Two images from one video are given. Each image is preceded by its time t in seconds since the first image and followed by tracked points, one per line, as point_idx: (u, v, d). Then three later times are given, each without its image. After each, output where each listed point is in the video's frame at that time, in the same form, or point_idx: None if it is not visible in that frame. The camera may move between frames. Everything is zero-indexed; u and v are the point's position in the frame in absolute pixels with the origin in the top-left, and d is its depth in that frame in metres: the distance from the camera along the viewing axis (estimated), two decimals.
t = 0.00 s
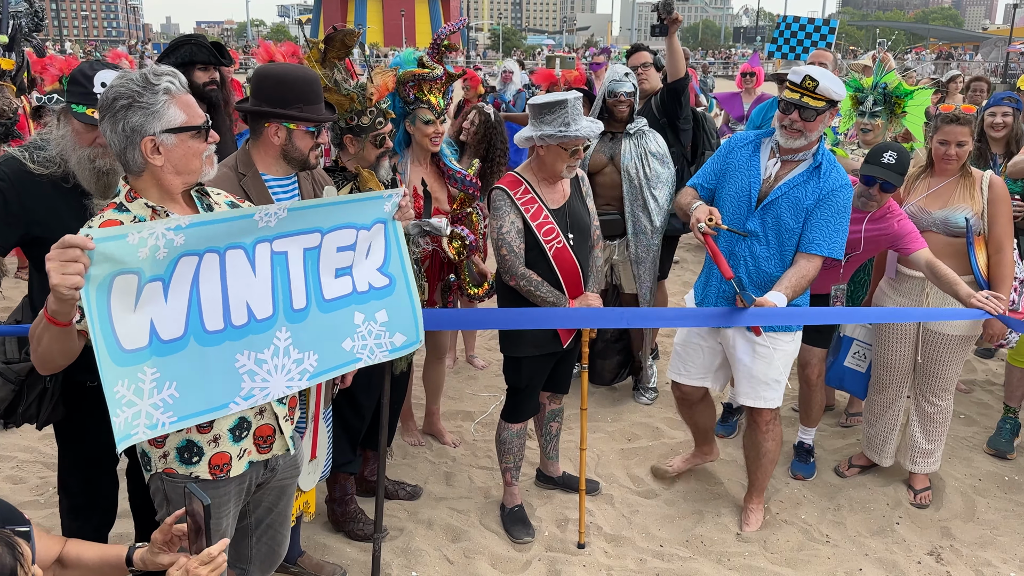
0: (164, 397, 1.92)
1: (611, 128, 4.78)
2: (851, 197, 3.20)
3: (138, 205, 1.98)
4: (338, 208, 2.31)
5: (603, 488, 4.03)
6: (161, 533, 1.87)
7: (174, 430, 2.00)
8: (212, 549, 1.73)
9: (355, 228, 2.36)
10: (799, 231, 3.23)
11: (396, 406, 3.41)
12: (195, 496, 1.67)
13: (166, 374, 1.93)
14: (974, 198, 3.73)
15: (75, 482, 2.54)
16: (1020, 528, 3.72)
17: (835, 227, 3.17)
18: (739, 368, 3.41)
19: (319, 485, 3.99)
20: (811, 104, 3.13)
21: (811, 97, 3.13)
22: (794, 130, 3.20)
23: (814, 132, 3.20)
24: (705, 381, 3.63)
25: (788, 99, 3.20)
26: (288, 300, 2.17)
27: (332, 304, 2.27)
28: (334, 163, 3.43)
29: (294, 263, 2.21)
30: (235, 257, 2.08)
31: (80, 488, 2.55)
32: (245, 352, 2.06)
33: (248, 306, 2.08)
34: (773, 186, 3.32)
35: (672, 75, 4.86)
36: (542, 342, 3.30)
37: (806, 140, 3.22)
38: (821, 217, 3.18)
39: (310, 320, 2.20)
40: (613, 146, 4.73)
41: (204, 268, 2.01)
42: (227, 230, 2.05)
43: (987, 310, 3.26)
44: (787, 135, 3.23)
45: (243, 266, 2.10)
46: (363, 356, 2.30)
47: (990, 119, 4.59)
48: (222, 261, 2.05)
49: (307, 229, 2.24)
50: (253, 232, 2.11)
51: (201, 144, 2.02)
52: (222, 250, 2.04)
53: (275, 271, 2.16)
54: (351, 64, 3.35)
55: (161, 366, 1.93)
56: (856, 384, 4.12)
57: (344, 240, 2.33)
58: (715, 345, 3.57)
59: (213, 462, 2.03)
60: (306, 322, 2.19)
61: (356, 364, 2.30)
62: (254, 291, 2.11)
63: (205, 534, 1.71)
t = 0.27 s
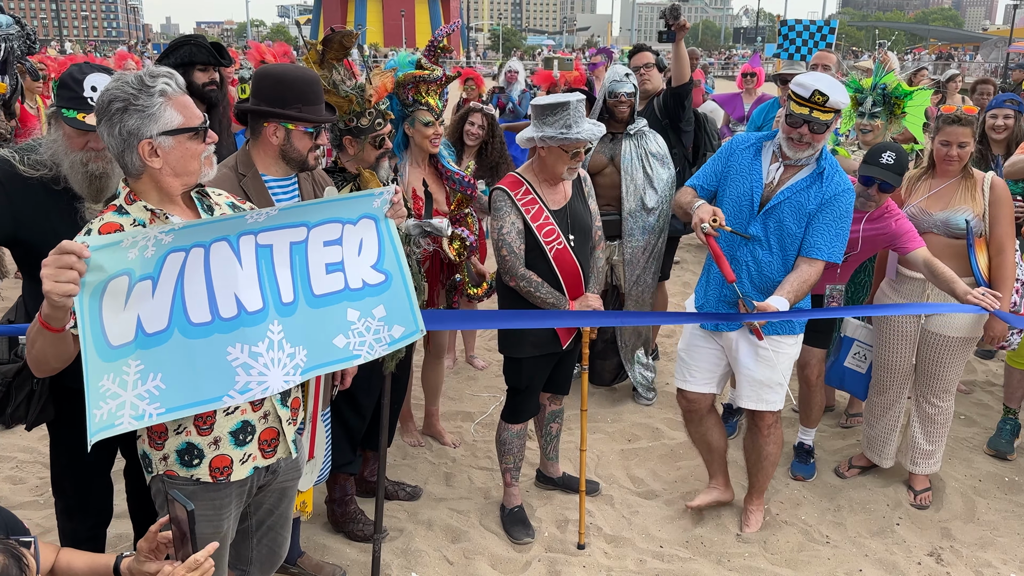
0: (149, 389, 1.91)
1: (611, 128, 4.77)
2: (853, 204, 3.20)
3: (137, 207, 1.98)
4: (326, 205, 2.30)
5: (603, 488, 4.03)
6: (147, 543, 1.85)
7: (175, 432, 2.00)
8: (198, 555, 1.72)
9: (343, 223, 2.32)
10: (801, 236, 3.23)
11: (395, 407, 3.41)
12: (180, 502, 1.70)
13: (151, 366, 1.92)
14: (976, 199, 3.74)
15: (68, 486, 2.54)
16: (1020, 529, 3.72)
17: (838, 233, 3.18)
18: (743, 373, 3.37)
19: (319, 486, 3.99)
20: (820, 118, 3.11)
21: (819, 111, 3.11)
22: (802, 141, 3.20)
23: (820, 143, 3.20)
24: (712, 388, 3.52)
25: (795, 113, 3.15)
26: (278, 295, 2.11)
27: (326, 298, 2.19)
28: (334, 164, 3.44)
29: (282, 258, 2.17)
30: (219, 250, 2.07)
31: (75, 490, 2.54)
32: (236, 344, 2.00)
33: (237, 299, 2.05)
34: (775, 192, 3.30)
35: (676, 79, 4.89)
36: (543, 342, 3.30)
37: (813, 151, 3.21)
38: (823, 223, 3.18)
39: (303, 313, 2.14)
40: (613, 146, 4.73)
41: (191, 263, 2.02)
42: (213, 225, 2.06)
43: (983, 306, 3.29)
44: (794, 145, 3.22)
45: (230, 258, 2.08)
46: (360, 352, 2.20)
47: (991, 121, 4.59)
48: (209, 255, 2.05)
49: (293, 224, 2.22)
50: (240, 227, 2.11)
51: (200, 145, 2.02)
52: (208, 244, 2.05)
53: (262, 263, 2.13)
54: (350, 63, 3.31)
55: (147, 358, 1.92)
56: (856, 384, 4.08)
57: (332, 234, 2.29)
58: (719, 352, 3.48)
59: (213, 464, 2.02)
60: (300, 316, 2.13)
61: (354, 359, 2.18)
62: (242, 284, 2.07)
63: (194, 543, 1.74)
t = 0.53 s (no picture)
0: (144, 394, 1.92)
1: (612, 129, 4.77)
2: (845, 200, 3.21)
3: (139, 207, 1.98)
4: (326, 212, 2.27)
5: (603, 489, 4.02)
6: (135, 549, 1.96)
7: (176, 432, 2.00)
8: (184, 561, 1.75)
9: (342, 231, 2.30)
10: (794, 233, 3.23)
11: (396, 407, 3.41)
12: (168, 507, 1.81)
13: (147, 372, 1.93)
14: (977, 201, 3.73)
15: (67, 487, 2.53)
16: (1021, 530, 3.71)
17: (830, 229, 3.17)
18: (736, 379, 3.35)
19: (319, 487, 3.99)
20: (813, 115, 3.11)
21: (811, 107, 3.10)
22: (795, 140, 3.19)
23: (812, 140, 3.21)
24: (713, 396, 3.50)
25: (787, 110, 3.15)
26: (276, 303, 2.11)
27: (323, 309, 2.20)
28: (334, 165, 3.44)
29: (280, 265, 2.16)
30: (215, 256, 2.05)
31: (74, 491, 2.54)
32: (232, 351, 2.01)
33: (234, 306, 2.04)
34: (768, 190, 3.29)
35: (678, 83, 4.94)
36: (543, 342, 3.30)
37: (804, 148, 3.22)
38: (818, 217, 3.18)
39: (300, 323, 2.14)
40: (614, 147, 4.73)
41: (187, 268, 2.00)
42: (209, 229, 2.04)
43: (987, 303, 3.30)
44: (786, 143, 3.22)
45: (226, 264, 2.07)
46: (352, 363, 2.23)
47: (991, 123, 4.59)
48: (205, 261, 2.03)
49: (291, 231, 2.20)
50: (236, 233, 2.09)
51: (202, 147, 2.01)
52: (204, 249, 2.03)
53: (260, 271, 2.12)
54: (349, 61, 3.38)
55: (142, 364, 1.92)
56: (857, 385, 4.03)
57: (331, 242, 2.28)
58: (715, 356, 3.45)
59: (213, 464, 2.02)
60: (298, 325, 2.13)
61: (346, 370, 2.22)
62: (239, 291, 2.06)
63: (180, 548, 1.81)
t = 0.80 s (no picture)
0: (146, 397, 1.89)
1: (613, 130, 4.78)
2: (839, 203, 3.22)
3: (142, 208, 1.98)
4: (329, 215, 2.28)
5: (604, 490, 4.03)
6: (129, 553, 1.88)
7: (177, 432, 2.00)
8: (181, 566, 1.71)
9: (344, 234, 2.33)
10: (791, 234, 3.21)
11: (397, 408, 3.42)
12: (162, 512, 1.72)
13: (148, 373, 1.91)
14: (980, 203, 3.73)
15: (71, 488, 2.53)
16: (1022, 531, 3.71)
17: (825, 230, 3.18)
18: (741, 379, 3.29)
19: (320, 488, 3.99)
20: (809, 115, 3.12)
21: (807, 107, 3.11)
22: (791, 139, 3.19)
23: (808, 140, 3.21)
24: (710, 400, 3.50)
25: (784, 112, 3.14)
26: (279, 306, 2.13)
27: (325, 312, 2.22)
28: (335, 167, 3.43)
29: (283, 267, 2.17)
30: (218, 257, 2.05)
31: (78, 492, 2.54)
32: (232, 354, 2.02)
33: (235, 308, 2.05)
34: (763, 192, 3.29)
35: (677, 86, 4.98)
36: (544, 343, 3.30)
37: (801, 149, 3.22)
38: (813, 220, 3.18)
39: (301, 325, 2.16)
40: (614, 148, 4.73)
41: (189, 268, 2.00)
42: (213, 229, 2.03)
43: (992, 304, 3.38)
44: (783, 144, 3.21)
45: (229, 266, 2.07)
46: (360, 366, 2.27)
47: (988, 123, 4.61)
48: (208, 261, 2.03)
49: (294, 233, 2.21)
50: (240, 234, 2.09)
51: (206, 148, 2.01)
52: (206, 249, 2.02)
53: (262, 273, 2.13)
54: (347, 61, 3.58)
55: (144, 365, 1.90)
56: (858, 387, 4.03)
57: (333, 245, 2.30)
58: (712, 358, 3.44)
59: (215, 465, 2.02)
60: (299, 327, 2.15)
61: (355, 373, 2.26)
62: (241, 293, 2.08)
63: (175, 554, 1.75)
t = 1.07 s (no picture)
0: (149, 398, 1.88)
1: (613, 132, 4.78)
2: (844, 209, 3.22)
3: (144, 208, 1.98)
4: (331, 217, 2.29)
5: (605, 491, 4.03)
6: (124, 553, 1.84)
7: (179, 433, 2.00)
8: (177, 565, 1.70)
9: (346, 236, 2.33)
10: (797, 239, 3.20)
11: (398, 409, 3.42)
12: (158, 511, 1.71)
13: (150, 374, 1.90)
14: (982, 205, 3.73)
15: (74, 488, 2.54)
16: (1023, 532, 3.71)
17: (831, 235, 3.16)
18: (746, 386, 3.27)
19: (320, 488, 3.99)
20: (814, 121, 3.11)
21: (814, 113, 3.11)
22: (796, 146, 3.19)
23: (813, 146, 3.21)
24: (711, 408, 3.48)
25: (789, 118, 3.15)
26: (280, 308, 2.13)
27: (326, 314, 2.22)
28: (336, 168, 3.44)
29: (284, 269, 2.18)
30: (219, 258, 2.06)
31: (81, 493, 2.55)
32: (233, 355, 2.02)
33: (236, 309, 2.06)
34: (768, 197, 3.28)
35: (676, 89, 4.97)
36: (546, 344, 3.30)
37: (806, 154, 3.22)
38: (819, 225, 3.17)
39: (303, 327, 2.16)
40: (614, 149, 4.73)
41: (190, 268, 2.00)
42: (214, 229, 2.04)
43: (996, 301, 3.39)
44: (790, 150, 3.21)
45: (230, 267, 2.08)
46: (358, 369, 2.25)
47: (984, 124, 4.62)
48: (208, 262, 2.04)
49: (296, 234, 2.22)
50: (241, 235, 2.10)
51: (208, 150, 2.01)
52: (207, 249, 2.03)
53: (263, 274, 2.13)
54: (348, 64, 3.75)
55: (146, 365, 1.90)
56: (859, 390, 4.09)
57: (335, 248, 2.31)
58: (715, 365, 3.42)
59: (216, 465, 2.02)
60: (300, 329, 2.15)
61: (351, 376, 2.24)
62: (242, 294, 2.08)
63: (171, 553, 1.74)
